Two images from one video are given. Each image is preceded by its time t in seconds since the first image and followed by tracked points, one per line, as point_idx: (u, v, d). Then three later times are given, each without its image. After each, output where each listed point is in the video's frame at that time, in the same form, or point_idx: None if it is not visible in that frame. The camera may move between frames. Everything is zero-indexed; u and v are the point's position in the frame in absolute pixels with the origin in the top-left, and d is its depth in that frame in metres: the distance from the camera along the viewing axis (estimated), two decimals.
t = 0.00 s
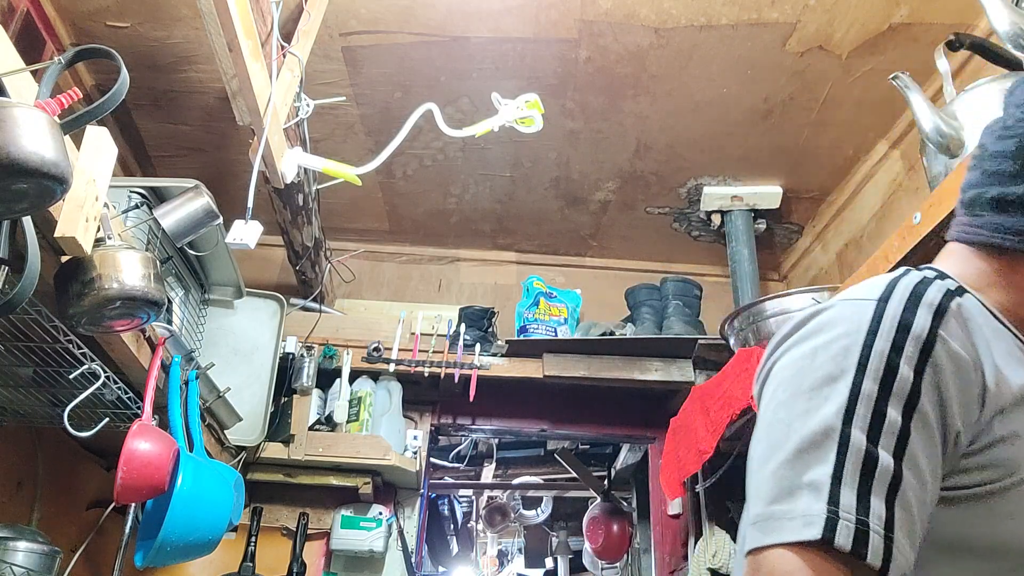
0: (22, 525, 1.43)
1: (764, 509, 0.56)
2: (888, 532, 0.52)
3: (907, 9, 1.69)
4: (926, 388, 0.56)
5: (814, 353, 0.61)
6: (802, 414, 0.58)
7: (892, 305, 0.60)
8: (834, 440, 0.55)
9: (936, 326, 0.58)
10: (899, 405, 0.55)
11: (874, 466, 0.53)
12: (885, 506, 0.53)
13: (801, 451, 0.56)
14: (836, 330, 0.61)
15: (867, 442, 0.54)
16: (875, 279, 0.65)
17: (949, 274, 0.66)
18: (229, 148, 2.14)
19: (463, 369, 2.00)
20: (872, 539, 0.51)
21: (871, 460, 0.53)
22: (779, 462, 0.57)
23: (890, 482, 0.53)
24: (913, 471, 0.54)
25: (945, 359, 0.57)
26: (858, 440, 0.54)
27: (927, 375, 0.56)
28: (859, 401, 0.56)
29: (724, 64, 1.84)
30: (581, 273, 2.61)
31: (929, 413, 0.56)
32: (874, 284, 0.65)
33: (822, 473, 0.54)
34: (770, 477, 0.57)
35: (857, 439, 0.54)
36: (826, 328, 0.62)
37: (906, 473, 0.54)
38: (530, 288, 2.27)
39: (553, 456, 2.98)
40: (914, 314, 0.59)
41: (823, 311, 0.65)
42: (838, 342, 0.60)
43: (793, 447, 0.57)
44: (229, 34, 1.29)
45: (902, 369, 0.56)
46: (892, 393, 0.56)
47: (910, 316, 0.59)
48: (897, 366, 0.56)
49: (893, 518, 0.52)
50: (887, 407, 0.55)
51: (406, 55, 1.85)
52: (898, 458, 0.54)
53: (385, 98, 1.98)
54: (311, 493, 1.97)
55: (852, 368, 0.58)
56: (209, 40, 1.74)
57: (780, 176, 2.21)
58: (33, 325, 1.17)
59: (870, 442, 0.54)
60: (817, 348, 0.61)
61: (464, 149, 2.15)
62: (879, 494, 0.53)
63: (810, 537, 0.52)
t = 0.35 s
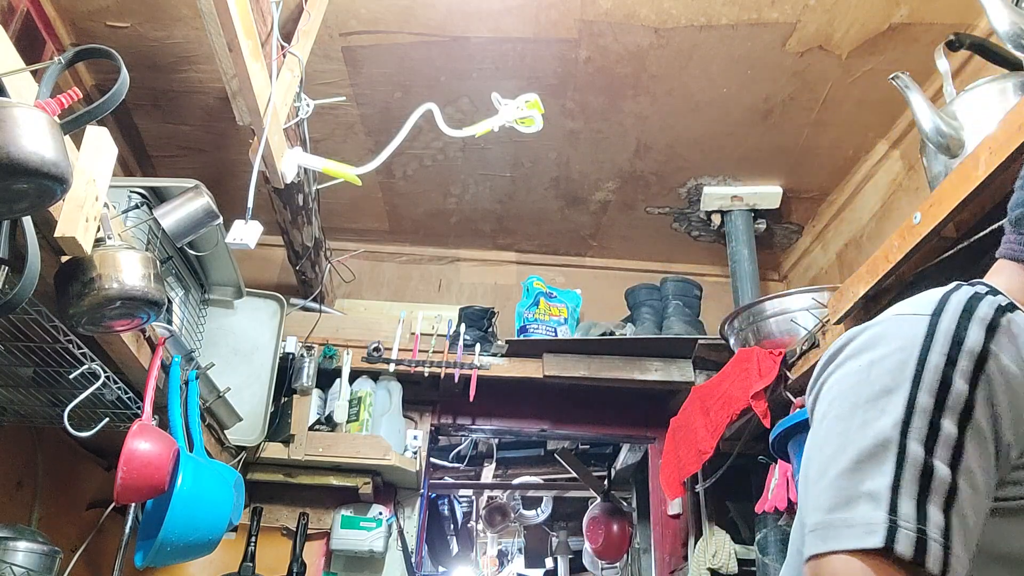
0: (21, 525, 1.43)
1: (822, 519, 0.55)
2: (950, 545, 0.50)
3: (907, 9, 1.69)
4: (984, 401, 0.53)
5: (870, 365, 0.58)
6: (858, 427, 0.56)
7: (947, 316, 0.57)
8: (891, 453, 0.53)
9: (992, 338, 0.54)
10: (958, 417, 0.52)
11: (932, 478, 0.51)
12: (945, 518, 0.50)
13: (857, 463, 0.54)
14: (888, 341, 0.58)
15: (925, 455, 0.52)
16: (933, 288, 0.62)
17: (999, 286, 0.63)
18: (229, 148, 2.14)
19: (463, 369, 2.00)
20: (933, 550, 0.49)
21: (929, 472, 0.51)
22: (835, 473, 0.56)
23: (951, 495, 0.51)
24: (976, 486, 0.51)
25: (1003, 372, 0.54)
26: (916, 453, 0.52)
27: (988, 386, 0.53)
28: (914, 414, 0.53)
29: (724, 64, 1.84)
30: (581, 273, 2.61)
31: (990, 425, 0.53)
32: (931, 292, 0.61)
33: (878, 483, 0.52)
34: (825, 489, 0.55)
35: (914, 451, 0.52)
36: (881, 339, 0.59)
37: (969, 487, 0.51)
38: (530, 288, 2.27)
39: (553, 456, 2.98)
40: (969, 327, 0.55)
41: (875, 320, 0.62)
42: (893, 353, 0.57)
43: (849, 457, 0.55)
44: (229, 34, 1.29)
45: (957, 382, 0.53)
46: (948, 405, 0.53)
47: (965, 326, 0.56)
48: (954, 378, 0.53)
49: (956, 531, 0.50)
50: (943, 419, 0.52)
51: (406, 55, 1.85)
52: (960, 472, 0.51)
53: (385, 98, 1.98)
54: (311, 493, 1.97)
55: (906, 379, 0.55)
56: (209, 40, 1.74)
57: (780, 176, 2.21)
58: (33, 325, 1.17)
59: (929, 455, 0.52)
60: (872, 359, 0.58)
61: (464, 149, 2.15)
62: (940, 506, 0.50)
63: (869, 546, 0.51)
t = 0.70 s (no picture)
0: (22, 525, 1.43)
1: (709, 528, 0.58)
2: (821, 537, 0.53)
3: (906, 9, 1.69)
4: (852, 393, 0.58)
5: (749, 368, 0.63)
6: (740, 429, 0.60)
7: (817, 317, 0.62)
8: (767, 452, 0.57)
9: (859, 331, 0.61)
10: (828, 411, 0.57)
11: (805, 474, 0.55)
12: (818, 510, 0.54)
13: (738, 466, 0.58)
14: (767, 346, 0.63)
15: (798, 451, 0.56)
16: (809, 290, 0.68)
17: (888, 278, 0.70)
18: (229, 148, 2.14)
19: (464, 369, 2.00)
20: (805, 545, 0.52)
21: (803, 468, 0.55)
22: (720, 479, 0.59)
23: (822, 487, 0.55)
24: (847, 476, 0.56)
25: (870, 363, 0.59)
26: (789, 450, 0.56)
27: (854, 379, 0.59)
28: (788, 412, 0.57)
29: (724, 64, 1.85)
30: (581, 273, 2.61)
31: (858, 417, 0.57)
32: (805, 297, 0.67)
33: (756, 484, 0.56)
34: (713, 495, 0.59)
35: (788, 449, 0.56)
36: (758, 343, 0.65)
37: (840, 477, 0.55)
38: (530, 288, 2.27)
39: (553, 456, 2.98)
40: (837, 325, 0.61)
41: (758, 328, 0.67)
42: (769, 356, 0.62)
43: (732, 461, 0.59)
44: (229, 34, 1.29)
45: (828, 376, 0.58)
46: (819, 400, 0.57)
47: (834, 325, 0.61)
48: (823, 374, 0.58)
49: (827, 524, 0.54)
50: (816, 415, 0.57)
51: (406, 55, 1.85)
52: (830, 463, 0.55)
53: (385, 98, 1.98)
54: (311, 493, 1.97)
55: (781, 380, 0.60)
56: (209, 40, 1.74)
57: (780, 176, 2.21)
58: (33, 325, 1.17)
59: (801, 451, 0.56)
60: (753, 363, 0.63)
61: (464, 149, 2.16)
62: (812, 499, 0.54)
63: (746, 550, 0.53)
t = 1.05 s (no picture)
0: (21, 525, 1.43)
1: (626, 522, 0.59)
2: (735, 521, 0.56)
3: (906, 9, 1.69)
4: (749, 372, 0.62)
5: (649, 353, 0.66)
6: (646, 417, 0.62)
7: (708, 298, 0.66)
8: (676, 436, 0.59)
9: (749, 311, 0.65)
10: (727, 392, 0.61)
11: (714, 456, 0.58)
12: (730, 494, 0.57)
13: (648, 455, 0.60)
14: (663, 329, 0.66)
15: (704, 433, 0.59)
16: (695, 272, 0.72)
17: (761, 258, 0.75)
18: (229, 148, 2.14)
19: (464, 369, 1.99)
20: (722, 531, 0.55)
21: (712, 451, 0.58)
22: (631, 469, 0.60)
23: (731, 468, 0.58)
24: (750, 455, 0.59)
25: (762, 341, 0.64)
26: (697, 433, 0.59)
27: (748, 357, 0.63)
28: (691, 396, 0.60)
29: (723, 65, 1.85)
30: (581, 273, 2.61)
31: (755, 397, 0.61)
32: (691, 278, 0.71)
33: (669, 472, 0.58)
34: (627, 485, 0.60)
35: (696, 432, 0.59)
36: (654, 327, 0.67)
37: (745, 457, 0.59)
38: (530, 288, 2.27)
39: (552, 456, 2.98)
40: (728, 305, 0.65)
41: (650, 312, 0.70)
42: (665, 339, 0.65)
43: (642, 450, 0.60)
44: (229, 35, 1.29)
45: (726, 356, 0.62)
46: (719, 381, 0.61)
47: (724, 305, 0.65)
48: (720, 354, 0.62)
49: (739, 506, 0.57)
50: (718, 397, 0.60)
51: (406, 55, 1.85)
52: (734, 443, 0.59)
53: (385, 98, 1.98)
54: (311, 493, 1.97)
55: (682, 364, 0.63)
56: (209, 40, 1.74)
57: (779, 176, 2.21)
58: (33, 325, 1.17)
59: (708, 433, 0.59)
60: (651, 348, 0.66)
61: (464, 149, 2.15)
62: (724, 482, 0.57)
63: (667, 541, 0.55)
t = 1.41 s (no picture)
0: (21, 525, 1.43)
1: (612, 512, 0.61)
2: (714, 513, 0.58)
3: (907, 9, 1.69)
4: (742, 373, 0.64)
5: (648, 354, 0.68)
6: (640, 414, 0.65)
7: (707, 304, 0.68)
8: (663, 432, 0.61)
9: (746, 316, 0.67)
10: (719, 392, 0.63)
11: (698, 451, 0.60)
12: (711, 488, 0.59)
13: (638, 449, 0.62)
14: (663, 332, 0.69)
15: (691, 430, 0.61)
16: (700, 280, 0.75)
17: (781, 270, 0.78)
18: (229, 148, 2.14)
19: (463, 369, 1.99)
20: (699, 520, 0.57)
21: (696, 446, 0.60)
22: (621, 462, 0.63)
23: (716, 465, 0.60)
24: (738, 452, 0.61)
25: (756, 345, 0.66)
26: (683, 430, 0.61)
27: (743, 359, 0.65)
28: (681, 394, 0.63)
29: (724, 64, 1.85)
30: (581, 274, 2.61)
31: (746, 397, 0.63)
32: (696, 286, 0.74)
33: (653, 466, 0.60)
34: (616, 477, 0.63)
35: (682, 428, 0.61)
36: (656, 329, 0.70)
37: (731, 454, 0.61)
38: (530, 288, 2.27)
39: (553, 456, 2.98)
40: (725, 309, 0.68)
41: (654, 318, 0.73)
42: (664, 342, 0.68)
43: (632, 445, 0.63)
44: (229, 35, 1.29)
45: (718, 358, 0.64)
46: (710, 381, 0.63)
47: (722, 310, 0.68)
48: (714, 356, 0.65)
49: (719, 499, 0.59)
50: (707, 396, 0.63)
51: (407, 54, 1.85)
52: (721, 441, 0.61)
53: (385, 98, 1.98)
54: (311, 493, 1.97)
55: (675, 364, 0.65)
56: (209, 40, 1.74)
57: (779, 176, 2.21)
58: (33, 325, 1.17)
59: (694, 429, 0.61)
60: (650, 350, 0.69)
61: (464, 149, 2.15)
62: (706, 478, 0.59)
63: (644, 529, 0.58)
